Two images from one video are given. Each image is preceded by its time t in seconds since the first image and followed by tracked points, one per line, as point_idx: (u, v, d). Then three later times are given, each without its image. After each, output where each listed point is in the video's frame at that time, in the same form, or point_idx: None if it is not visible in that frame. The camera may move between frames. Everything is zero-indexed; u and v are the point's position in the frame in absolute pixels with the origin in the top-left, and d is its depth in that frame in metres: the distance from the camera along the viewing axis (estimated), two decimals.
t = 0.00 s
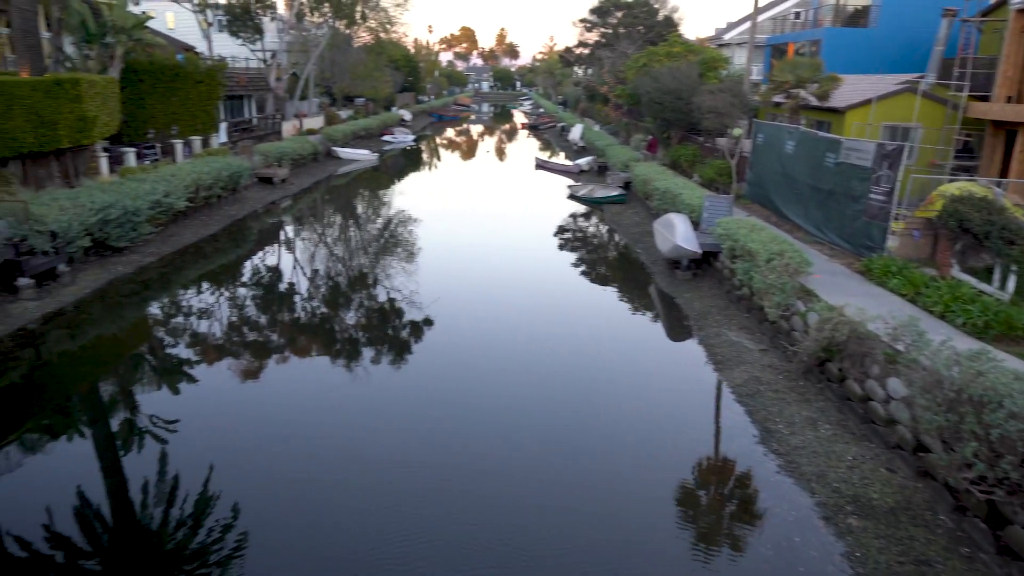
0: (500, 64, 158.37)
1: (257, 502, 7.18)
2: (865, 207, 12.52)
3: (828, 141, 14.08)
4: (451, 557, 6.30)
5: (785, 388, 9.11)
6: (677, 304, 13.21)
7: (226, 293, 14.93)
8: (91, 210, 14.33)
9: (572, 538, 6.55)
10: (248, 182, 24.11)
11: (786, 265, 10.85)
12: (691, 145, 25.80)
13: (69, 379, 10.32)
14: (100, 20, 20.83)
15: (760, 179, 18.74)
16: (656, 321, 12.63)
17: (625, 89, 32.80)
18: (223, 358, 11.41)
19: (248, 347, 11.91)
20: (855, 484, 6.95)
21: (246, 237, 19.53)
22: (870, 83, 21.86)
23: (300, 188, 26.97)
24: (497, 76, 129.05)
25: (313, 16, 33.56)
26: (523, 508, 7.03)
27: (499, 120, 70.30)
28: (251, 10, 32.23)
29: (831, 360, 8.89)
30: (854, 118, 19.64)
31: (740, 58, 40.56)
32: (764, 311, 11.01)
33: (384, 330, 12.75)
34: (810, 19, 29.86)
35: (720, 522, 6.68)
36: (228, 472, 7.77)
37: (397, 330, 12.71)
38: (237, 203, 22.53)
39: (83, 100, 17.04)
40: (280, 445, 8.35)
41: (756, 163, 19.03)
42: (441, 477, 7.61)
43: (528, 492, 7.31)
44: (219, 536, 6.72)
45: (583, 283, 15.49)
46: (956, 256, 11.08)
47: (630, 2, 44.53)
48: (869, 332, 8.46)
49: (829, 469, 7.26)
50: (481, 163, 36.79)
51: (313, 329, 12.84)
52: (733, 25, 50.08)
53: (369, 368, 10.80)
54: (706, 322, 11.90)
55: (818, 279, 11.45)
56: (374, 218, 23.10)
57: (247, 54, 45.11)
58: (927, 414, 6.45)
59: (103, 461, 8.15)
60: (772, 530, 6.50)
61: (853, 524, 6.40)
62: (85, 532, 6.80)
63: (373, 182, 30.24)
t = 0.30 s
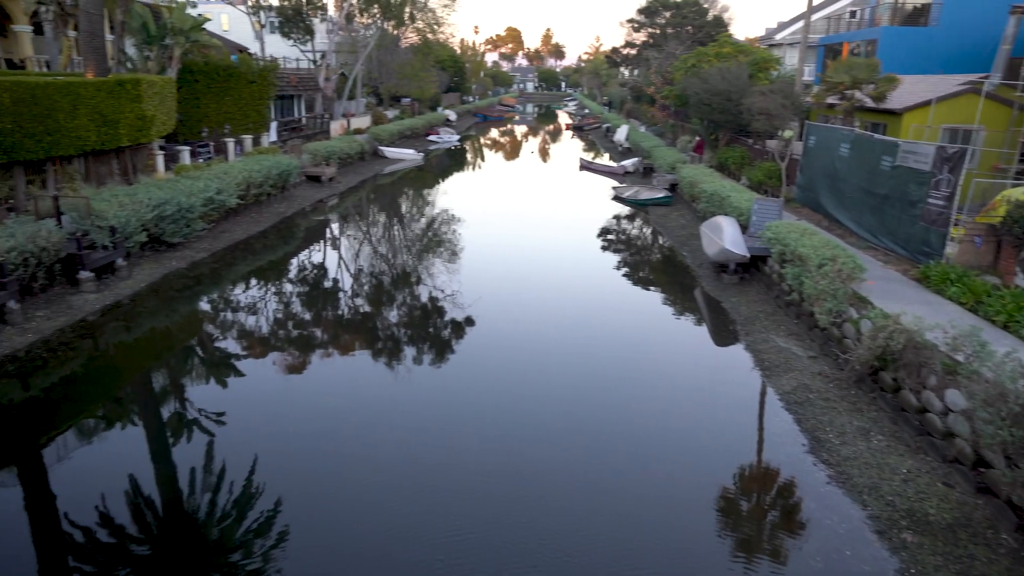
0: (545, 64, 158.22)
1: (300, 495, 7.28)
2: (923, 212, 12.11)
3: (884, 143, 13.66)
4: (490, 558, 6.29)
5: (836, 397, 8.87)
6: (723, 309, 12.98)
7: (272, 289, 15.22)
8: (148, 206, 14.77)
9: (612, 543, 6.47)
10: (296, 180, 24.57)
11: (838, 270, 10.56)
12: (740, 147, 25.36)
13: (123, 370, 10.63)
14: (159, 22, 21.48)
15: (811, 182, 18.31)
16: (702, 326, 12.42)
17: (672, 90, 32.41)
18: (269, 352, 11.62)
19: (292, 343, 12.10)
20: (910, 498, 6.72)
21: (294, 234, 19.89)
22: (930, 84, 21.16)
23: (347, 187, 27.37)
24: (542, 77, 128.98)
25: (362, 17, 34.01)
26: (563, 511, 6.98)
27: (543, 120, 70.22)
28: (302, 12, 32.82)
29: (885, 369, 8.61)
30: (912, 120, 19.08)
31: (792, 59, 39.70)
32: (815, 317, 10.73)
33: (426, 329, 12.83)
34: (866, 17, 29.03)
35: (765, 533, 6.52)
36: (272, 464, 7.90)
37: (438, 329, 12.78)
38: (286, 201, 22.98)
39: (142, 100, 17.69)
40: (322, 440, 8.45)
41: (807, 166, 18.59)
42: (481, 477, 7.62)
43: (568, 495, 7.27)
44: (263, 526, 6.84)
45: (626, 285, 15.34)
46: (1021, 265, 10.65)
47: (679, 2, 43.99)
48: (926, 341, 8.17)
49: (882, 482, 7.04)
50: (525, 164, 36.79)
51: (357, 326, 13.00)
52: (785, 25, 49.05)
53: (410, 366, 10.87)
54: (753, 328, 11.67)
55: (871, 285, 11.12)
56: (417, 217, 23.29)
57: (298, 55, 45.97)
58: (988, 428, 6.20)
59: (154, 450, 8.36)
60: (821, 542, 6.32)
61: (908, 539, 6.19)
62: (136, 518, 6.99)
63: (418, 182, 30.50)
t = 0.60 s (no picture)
0: (581, 66, 157.81)
1: (334, 492, 7.35)
2: (973, 218, 11.76)
3: (932, 146, 13.29)
4: (522, 559, 6.26)
5: (880, 406, 8.66)
6: (761, 314, 12.77)
7: (308, 288, 15.44)
8: (192, 205, 15.07)
9: (647, 548, 6.40)
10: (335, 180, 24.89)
11: (883, 276, 10.30)
12: (780, 149, 24.97)
13: (166, 364, 10.88)
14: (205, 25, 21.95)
15: (853, 186, 17.93)
16: (739, 331, 12.25)
17: (711, 91, 32.06)
18: (304, 350, 11.76)
19: (327, 341, 12.24)
20: (960, 512, 6.54)
21: (331, 233, 20.15)
22: (980, 85, 20.56)
23: (384, 187, 27.65)
24: (578, 78, 128.69)
25: (400, 19, 34.31)
26: (596, 514, 6.94)
27: (578, 122, 70.06)
28: (343, 14, 33.26)
29: (933, 379, 8.38)
30: (962, 122, 18.58)
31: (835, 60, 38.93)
32: (858, 324, 10.49)
33: (459, 329, 12.88)
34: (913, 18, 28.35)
35: (802, 543, 6.40)
36: (308, 461, 8.00)
37: (471, 329, 12.82)
38: (324, 200, 23.28)
39: (187, 100, 18.15)
40: (357, 437, 8.54)
41: (850, 170, 18.22)
42: (514, 477, 7.61)
43: (602, 498, 7.23)
44: (298, 521, 6.93)
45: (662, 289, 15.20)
46: None
47: (718, 3, 43.48)
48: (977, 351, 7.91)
49: (930, 494, 6.85)
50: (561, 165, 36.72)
51: (391, 326, 13.11)
52: (828, 26, 48.18)
53: (443, 366, 10.92)
54: (794, 334, 11.46)
55: (917, 292, 10.84)
56: (452, 218, 23.41)
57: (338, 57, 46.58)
58: None
59: (193, 443, 8.54)
60: (864, 555, 6.17)
61: (959, 555, 6.02)
62: (175, 509, 7.15)
63: (454, 183, 30.67)
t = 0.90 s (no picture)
0: (616, 66, 156.95)
1: (368, 489, 7.41)
2: None
3: (982, 150, 12.91)
4: (555, 560, 6.23)
5: (925, 417, 8.44)
6: (800, 320, 12.55)
7: (343, 286, 15.60)
8: (233, 203, 15.34)
9: (682, 553, 6.33)
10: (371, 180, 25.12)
11: (929, 282, 10.03)
12: (820, 152, 24.52)
13: (206, 360, 11.08)
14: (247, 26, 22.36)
15: (897, 190, 17.53)
16: (777, 336, 12.05)
17: (749, 93, 31.61)
18: (339, 348, 11.89)
19: (361, 339, 12.35)
20: (1011, 529, 6.34)
21: (366, 232, 20.36)
22: None
23: (419, 187, 27.84)
24: (613, 79, 127.97)
25: (436, 20, 34.51)
26: (630, 517, 6.88)
27: (613, 124, 69.61)
28: (380, 15, 33.60)
29: (982, 390, 8.13)
30: (1012, 126, 18.04)
31: (878, 61, 38.11)
32: (902, 331, 10.24)
33: (492, 329, 12.90)
34: (959, 18, 27.63)
35: (841, 554, 6.27)
36: (343, 457, 8.08)
37: (504, 329, 12.82)
38: (360, 200, 23.52)
39: (229, 101, 18.49)
40: (391, 435, 8.59)
41: (893, 173, 17.81)
42: (548, 479, 7.57)
43: (636, 502, 7.15)
44: (332, 516, 7.00)
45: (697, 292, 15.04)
46: None
47: (757, 3, 42.87)
48: None
49: (980, 509, 6.66)
50: (595, 167, 36.56)
51: (425, 325, 13.19)
52: (870, 26, 47.20)
53: (475, 366, 10.95)
54: (834, 340, 11.24)
55: (965, 300, 10.54)
56: (486, 218, 23.46)
57: (374, 57, 47.04)
58: None
59: (230, 437, 8.67)
60: (908, 568, 6.02)
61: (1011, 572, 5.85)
62: (212, 502, 7.25)
63: (488, 183, 30.75)
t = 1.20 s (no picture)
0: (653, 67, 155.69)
1: (401, 488, 7.45)
2: None
3: None
4: (589, 563, 6.20)
5: (974, 427, 8.18)
6: (840, 325, 12.27)
7: (379, 286, 15.75)
8: (274, 203, 15.61)
9: (717, 559, 6.23)
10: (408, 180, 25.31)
11: (979, 289, 9.72)
12: (863, 154, 23.98)
13: (245, 357, 11.28)
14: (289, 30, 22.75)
15: (944, 193, 17.04)
16: (816, 341, 11.78)
17: (790, 93, 31.07)
18: (374, 347, 12.00)
19: (397, 338, 12.45)
20: None
21: (402, 232, 20.53)
22: None
23: (455, 188, 27.97)
24: (650, 80, 126.91)
25: (473, 22, 34.65)
26: (664, 521, 6.80)
27: (650, 125, 69.00)
28: (418, 17, 33.89)
29: None
30: None
31: (925, 61, 37.12)
32: (949, 338, 9.94)
33: (526, 331, 12.89)
34: (1012, 14, 26.72)
35: (882, 565, 6.11)
36: (377, 455, 8.15)
37: (538, 331, 12.79)
38: (397, 200, 23.72)
39: (270, 103, 18.81)
40: (424, 434, 8.63)
41: (941, 176, 17.32)
42: (580, 481, 7.52)
43: (671, 507, 7.06)
44: (366, 513, 7.06)
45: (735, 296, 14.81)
46: None
47: (800, 2, 42.10)
48: None
49: None
50: (631, 168, 36.31)
51: (460, 325, 13.24)
52: (918, 24, 45.93)
53: (509, 367, 10.94)
54: (877, 347, 10.97)
55: (1017, 307, 10.20)
56: (521, 220, 23.48)
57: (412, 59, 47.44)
58: None
59: (267, 433, 8.81)
60: None
61: None
62: (248, 497, 7.37)
63: (523, 184, 30.76)
